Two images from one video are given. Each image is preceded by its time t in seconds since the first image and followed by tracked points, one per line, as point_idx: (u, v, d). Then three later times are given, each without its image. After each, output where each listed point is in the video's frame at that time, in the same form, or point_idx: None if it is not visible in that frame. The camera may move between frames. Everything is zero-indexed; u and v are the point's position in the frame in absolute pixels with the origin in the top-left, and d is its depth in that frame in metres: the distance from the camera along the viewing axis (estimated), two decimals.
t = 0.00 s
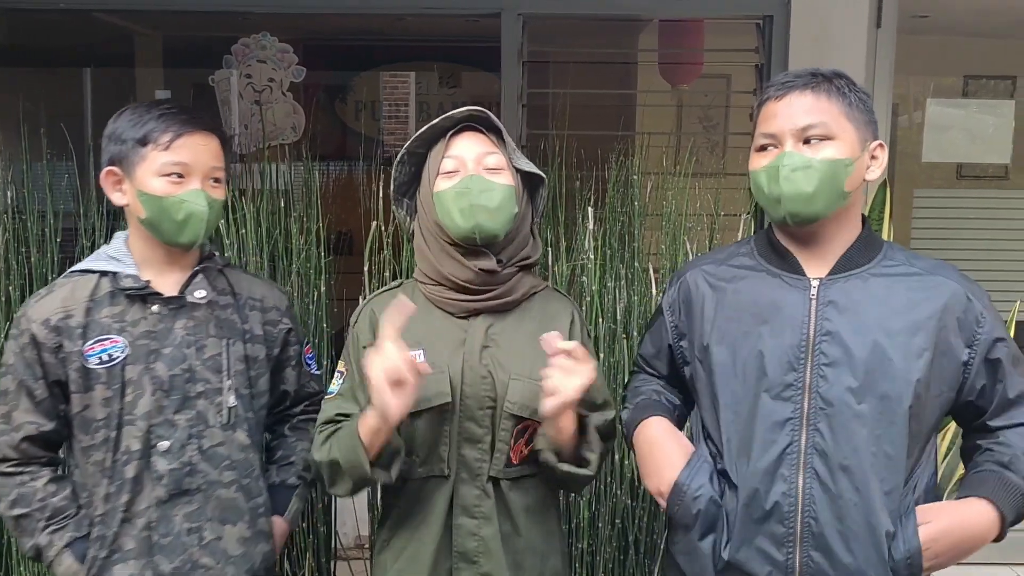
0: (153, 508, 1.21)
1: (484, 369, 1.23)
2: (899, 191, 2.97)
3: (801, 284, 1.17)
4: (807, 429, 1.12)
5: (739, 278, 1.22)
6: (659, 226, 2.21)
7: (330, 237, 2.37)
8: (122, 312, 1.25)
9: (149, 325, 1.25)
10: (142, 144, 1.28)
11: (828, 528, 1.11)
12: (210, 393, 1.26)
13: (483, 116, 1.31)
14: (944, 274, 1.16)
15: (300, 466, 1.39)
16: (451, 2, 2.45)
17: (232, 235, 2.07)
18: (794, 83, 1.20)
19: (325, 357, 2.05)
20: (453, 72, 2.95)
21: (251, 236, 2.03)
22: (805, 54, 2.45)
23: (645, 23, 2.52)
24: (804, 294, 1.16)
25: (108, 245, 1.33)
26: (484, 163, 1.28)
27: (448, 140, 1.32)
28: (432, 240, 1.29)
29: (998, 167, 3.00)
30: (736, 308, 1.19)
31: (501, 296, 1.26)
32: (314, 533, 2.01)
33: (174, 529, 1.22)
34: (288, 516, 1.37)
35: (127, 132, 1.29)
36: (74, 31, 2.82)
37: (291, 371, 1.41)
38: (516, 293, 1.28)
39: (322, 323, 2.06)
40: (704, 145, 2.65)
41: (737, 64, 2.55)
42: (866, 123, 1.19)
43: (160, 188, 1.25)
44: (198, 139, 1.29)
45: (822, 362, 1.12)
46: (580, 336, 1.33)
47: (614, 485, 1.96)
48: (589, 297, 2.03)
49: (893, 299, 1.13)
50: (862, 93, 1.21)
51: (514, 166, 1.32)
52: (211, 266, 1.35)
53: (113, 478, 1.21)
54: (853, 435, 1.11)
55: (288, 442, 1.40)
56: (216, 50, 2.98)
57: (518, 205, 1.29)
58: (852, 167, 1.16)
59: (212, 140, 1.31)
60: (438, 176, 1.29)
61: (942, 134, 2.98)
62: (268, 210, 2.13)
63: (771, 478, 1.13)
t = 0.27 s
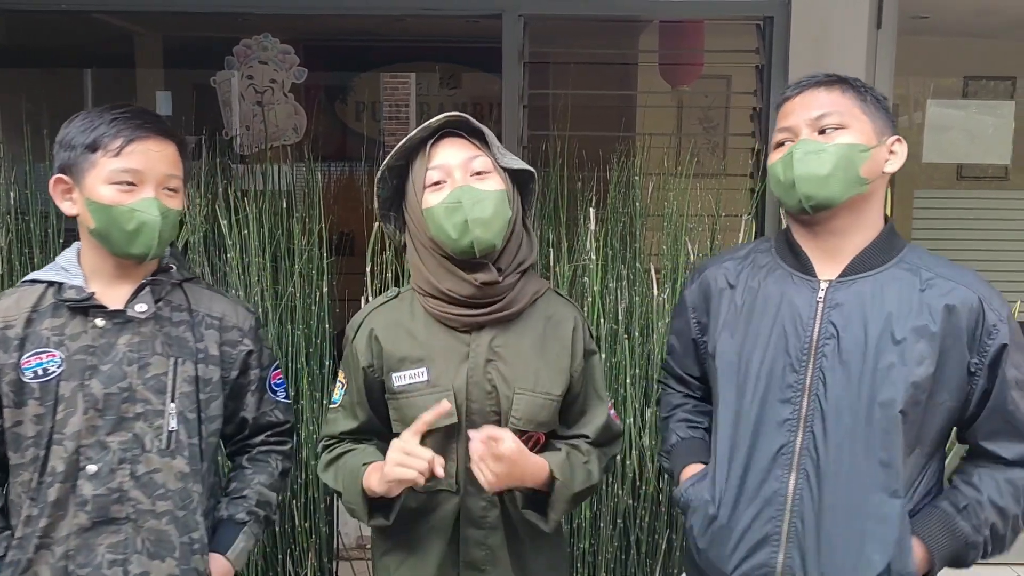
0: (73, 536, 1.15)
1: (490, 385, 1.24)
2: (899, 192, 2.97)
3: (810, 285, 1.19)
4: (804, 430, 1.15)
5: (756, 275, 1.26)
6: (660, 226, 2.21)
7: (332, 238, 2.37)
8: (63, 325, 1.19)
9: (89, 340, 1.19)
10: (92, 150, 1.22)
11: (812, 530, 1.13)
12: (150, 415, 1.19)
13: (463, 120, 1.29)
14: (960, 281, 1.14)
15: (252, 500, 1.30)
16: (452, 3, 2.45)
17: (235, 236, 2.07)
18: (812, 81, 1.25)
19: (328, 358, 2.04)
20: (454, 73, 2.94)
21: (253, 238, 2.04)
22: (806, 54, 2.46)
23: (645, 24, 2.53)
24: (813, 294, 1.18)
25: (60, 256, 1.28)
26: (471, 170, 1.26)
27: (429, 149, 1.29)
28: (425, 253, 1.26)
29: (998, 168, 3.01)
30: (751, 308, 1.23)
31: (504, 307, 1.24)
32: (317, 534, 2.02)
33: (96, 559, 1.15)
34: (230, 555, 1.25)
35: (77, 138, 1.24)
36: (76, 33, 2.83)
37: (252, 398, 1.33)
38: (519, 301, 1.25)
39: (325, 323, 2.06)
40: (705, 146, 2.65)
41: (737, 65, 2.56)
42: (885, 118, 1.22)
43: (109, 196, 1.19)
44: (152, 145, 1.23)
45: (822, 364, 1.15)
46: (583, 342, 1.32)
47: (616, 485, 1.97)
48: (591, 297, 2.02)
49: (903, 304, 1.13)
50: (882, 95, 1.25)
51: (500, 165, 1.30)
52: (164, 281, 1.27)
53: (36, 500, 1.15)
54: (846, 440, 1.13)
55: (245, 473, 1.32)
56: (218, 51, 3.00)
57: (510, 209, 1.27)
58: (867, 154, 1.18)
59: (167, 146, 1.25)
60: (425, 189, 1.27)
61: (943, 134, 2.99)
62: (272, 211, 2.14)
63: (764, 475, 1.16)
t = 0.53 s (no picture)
0: (39, 547, 1.16)
1: (483, 393, 1.24)
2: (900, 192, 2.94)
3: (811, 287, 1.27)
4: (781, 429, 1.22)
5: (781, 276, 1.35)
6: (662, 227, 2.22)
7: (335, 239, 2.37)
8: (35, 331, 1.20)
9: (59, 346, 1.19)
10: (64, 150, 1.22)
11: (767, 521, 1.21)
12: (119, 423, 1.19)
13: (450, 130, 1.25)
14: (947, 297, 1.12)
15: (234, 508, 1.28)
16: (453, 3, 2.45)
17: (237, 235, 2.08)
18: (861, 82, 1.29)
19: (330, 358, 2.05)
20: (454, 74, 2.95)
21: (257, 238, 2.04)
22: (806, 55, 2.47)
23: (647, 25, 2.54)
24: (812, 298, 1.26)
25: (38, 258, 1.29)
26: (458, 181, 1.24)
27: (415, 157, 1.26)
28: (412, 265, 1.25)
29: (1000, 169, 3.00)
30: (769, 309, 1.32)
31: (493, 315, 1.23)
32: (319, 533, 2.02)
33: (61, 568, 1.16)
34: (208, 565, 1.24)
35: (50, 137, 1.24)
36: (76, 35, 2.85)
37: (234, 404, 1.31)
38: (509, 306, 1.25)
39: (327, 323, 2.06)
40: (705, 146, 2.65)
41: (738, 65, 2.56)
42: (918, 127, 1.23)
43: (80, 197, 1.20)
44: (125, 145, 1.23)
45: (803, 365, 1.22)
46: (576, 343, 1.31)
47: (618, 484, 1.97)
48: (593, 297, 2.03)
49: (877, 316, 1.16)
50: (931, 103, 1.26)
51: (489, 174, 1.27)
52: (137, 284, 1.27)
53: (8, 508, 1.16)
54: (805, 441, 1.18)
55: (231, 480, 1.31)
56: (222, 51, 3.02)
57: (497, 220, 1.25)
58: (878, 159, 1.21)
59: (142, 146, 1.25)
60: (411, 201, 1.24)
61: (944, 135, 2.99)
62: (274, 211, 2.15)
63: (745, 467, 1.26)
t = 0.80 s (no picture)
0: (34, 547, 1.16)
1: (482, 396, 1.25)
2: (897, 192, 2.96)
3: (823, 291, 1.27)
4: (790, 433, 1.22)
5: (798, 273, 1.35)
6: (663, 226, 2.22)
7: (337, 238, 2.38)
8: (31, 331, 1.21)
9: (54, 345, 1.20)
10: (47, 149, 1.23)
11: (773, 528, 1.22)
12: (114, 422, 1.20)
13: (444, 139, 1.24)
14: (961, 311, 1.11)
15: (232, 507, 1.27)
16: (454, 4, 2.45)
17: (240, 235, 2.09)
18: (908, 85, 1.24)
19: (333, 357, 2.06)
20: (455, 74, 2.96)
21: (260, 237, 2.05)
22: (808, 54, 2.48)
23: (647, 26, 2.53)
24: (824, 303, 1.26)
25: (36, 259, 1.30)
26: (454, 192, 1.23)
27: (409, 166, 1.25)
28: (408, 275, 1.25)
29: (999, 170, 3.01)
30: (782, 309, 1.33)
31: (491, 319, 1.23)
32: (322, 532, 2.03)
33: (56, 569, 1.17)
34: (204, 565, 1.24)
35: (34, 136, 1.25)
36: (78, 35, 2.86)
37: (231, 402, 1.31)
38: (507, 306, 1.25)
39: (331, 322, 2.07)
40: (706, 146, 2.66)
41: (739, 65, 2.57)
42: (948, 147, 1.20)
43: (64, 197, 1.20)
44: (107, 143, 1.23)
45: (814, 371, 1.22)
46: (572, 339, 1.31)
47: (619, 483, 1.98)
48: (595, 296, 2.03)
49: (891, 326, 1.16)
50: (970, 120, 1.21)
51: (484, 183, 1.27)
52: (130, 283, 1.27)
53: (6, 508, 1.17)
54: (815, 450, 1.19)
55: (229, 479, 1.30)
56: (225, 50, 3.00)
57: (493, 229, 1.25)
58: (899, 181, 1.19)
59: (126, 143, 1.26)
60: (406, 213, 1.24)
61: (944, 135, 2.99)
62: (277, 211, 2.16)
63: (754, 469, 1.26)
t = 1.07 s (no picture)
0: (60, 545, 1.17)
1: (482, 392, 1.25)
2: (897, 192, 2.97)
3: (862, 302, 1.17)
4: (858, 448, 1.15)
5: (807, 284, 1.21)
6: (664, 226, 2.23)
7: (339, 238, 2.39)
8: (47, 331, 1.20)
9: (72, 344, 1.20)
10: (56, 149, 1.22)
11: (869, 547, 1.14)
12: (136, 420, 1.20)
13: (440, 141, 1.24)
14: (1009, 297, 1.13)
15: (250, 499, 1.29)
16: (456, 4, 2.46)
17: (244, 234, 2.10)
18: (901, 88, 1.17)
19: (335, 356, 2.07)
20: (456, 74, 2.97)
21: (264, 237, 2.06)
22: (808, 54, 2.49)
23: (648, 26, 2.56)
24: (864, 311, 1.17)
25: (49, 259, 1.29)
26: (451, 194, 1.24)
27: (407, 168, 1.26)
28: (406, 274, 1.25)
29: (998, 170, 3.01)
30: (795, 321, 1.20)
31: (490, 315, 1.24)
32: (324, 529, 2.03)
33: (84, 565, 1.17)
34: (227, 556, 1.25)
35: (41, 137, 1.24)
36: (81, 36, 2.87)
37: (245, 397, 1.32)
38: (505, 302, 1.26)
39: (333, 321, 2.08)
40: (708, 146, 2.67)
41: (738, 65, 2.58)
42: (962, 142, 1.17)
43: (75, 195, 1.20)
44: (114, 140, 1.22)
45: (876, 379, 1.15)
46: (570, 335, 1.32)
47: (620, 481, 1.99)
48: (596, 295, 2.04)
49: (948, 323, 1.14)
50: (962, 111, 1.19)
51: (481, 185, 1.27)
52: (145, 281, 1.27)
53: (25, 508, 1.17)
54: (903, 455, 1.13)
55: (245, 471, 1.31)
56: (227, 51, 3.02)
57: (490, 230, 1.25)
58: (938, 184, 1.13)
59: (133, 140, 1.25)
60: (404, 214, 1.25)
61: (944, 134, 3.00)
62: (280, 211, 2.17)
63: (820, 494, 1.16)
